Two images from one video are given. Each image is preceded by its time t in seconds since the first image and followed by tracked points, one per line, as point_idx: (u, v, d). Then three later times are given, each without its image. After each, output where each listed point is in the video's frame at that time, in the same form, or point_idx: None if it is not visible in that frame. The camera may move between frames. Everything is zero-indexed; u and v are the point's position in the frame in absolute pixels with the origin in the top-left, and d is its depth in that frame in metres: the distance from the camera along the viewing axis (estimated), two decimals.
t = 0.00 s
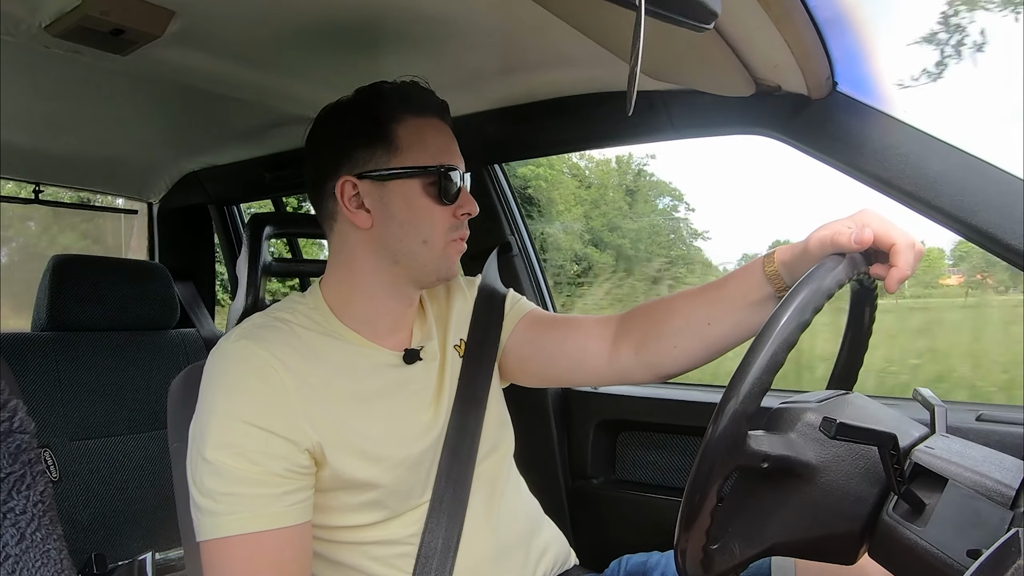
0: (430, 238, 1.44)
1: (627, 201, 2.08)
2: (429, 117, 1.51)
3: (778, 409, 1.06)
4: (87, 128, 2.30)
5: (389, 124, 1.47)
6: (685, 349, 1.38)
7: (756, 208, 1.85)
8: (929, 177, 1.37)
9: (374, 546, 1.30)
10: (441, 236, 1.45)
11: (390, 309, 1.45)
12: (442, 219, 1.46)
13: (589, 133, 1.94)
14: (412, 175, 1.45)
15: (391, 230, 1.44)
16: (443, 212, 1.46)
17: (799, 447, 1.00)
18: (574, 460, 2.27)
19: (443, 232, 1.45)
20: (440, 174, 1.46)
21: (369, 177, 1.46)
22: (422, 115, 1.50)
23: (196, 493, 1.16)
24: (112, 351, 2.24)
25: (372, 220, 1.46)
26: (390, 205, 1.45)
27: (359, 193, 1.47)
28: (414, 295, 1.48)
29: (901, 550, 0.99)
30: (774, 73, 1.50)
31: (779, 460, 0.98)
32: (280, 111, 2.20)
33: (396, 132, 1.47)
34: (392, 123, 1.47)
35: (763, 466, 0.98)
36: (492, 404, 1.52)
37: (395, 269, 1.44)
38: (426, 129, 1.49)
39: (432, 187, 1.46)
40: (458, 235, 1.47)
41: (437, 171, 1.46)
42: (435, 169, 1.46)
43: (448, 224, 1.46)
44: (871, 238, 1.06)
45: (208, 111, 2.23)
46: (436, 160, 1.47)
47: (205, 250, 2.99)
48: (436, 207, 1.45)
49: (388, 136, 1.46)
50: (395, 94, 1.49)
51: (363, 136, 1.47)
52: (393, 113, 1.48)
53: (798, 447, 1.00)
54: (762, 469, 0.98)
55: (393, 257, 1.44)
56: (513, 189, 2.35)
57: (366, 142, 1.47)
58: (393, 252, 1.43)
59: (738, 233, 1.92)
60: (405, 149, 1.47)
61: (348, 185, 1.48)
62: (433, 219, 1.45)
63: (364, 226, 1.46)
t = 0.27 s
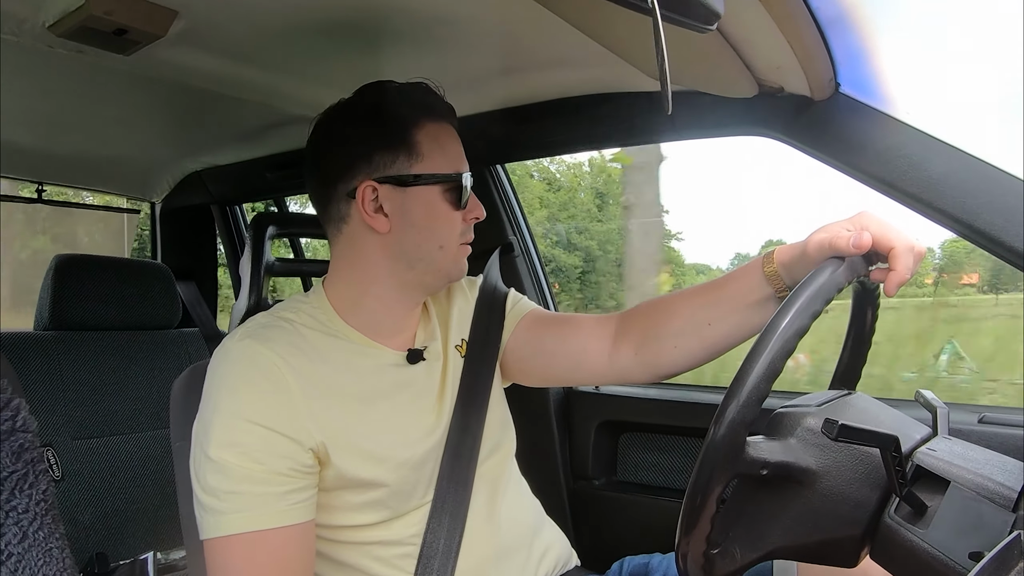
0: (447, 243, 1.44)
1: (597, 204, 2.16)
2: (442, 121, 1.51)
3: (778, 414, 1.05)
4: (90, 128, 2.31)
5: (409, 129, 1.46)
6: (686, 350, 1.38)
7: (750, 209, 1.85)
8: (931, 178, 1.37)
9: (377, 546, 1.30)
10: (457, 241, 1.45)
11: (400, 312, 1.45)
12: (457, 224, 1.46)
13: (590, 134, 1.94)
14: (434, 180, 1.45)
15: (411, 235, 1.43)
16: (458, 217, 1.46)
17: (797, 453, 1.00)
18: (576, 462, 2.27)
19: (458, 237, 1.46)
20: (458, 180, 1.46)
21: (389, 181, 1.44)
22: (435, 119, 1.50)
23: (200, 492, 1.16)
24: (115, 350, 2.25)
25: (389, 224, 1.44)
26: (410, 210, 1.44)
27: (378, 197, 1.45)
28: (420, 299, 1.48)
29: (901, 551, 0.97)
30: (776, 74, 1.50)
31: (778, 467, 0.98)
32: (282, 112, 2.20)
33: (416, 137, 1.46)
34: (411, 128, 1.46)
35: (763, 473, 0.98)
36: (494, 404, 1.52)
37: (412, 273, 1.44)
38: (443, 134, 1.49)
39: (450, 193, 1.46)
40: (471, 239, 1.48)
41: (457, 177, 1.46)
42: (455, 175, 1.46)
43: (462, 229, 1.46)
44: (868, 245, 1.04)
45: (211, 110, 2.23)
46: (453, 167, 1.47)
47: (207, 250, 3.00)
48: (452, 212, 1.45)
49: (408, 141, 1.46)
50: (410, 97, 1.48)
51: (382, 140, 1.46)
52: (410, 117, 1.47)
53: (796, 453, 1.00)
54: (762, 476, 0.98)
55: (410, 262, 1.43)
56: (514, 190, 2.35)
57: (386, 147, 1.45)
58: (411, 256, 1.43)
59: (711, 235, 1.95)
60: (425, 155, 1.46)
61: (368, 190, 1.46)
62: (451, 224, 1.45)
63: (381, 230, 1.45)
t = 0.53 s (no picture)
0: (423, 245, 1.42)
1: (568, 207, 2.21)
2: (426, 121, 1.48)
3: (778, 415, 1.06)
4: (93, 130, 2.31)
5: (381, 131, 1.46)
6: (689, 348, 1.37)
7: (741, 208, 1.84)
8: (935, 177, 1.37)
9: (383, 546, 1.30)
10: (434, 243, 1.42)
11: (392, 315, 1.44)
12: (435, 225, 1.42)
13: (592, 133, 1.94)
14: (403, 181, 1.43)
15: (385, 237, 1.43)
16: (435, 218, 1.42)
17: (798, 456, 1.00)
18: (579, 461, 2.27)
19: (435, 239, 1.42)
20: (430, 179, 1.42)
21: (359, 184, 1.46)
22: (416, 120, 1.47)
23: (208, 493, 1.16)
24: (118, 351, 2.26)
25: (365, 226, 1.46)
26: (383, 211, 1.44)
27: (353, 198, 1.48)
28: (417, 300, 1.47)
29: (909, 553, 0.97)
30: (778, 73, 1.50)
31: (779, 470, 0.99)
32: (284, 112, 2.20)
33: (388, 137, 1.46)
34: (384, 129, 1.46)
35: (763, 477, 0.98)
36: (499, 405, 1.51)
37: (391, 275, 1.43)
38: (419, 132, 1.46)
39: (422, 194, 1.43)
40: (453, 240, 1.44)
41: (426, 176, 1.42)
42: (426, 176, 1.42)
43: (442, 230, 1.43)
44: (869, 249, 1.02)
45: (214, 111, 2.24)
46: (427, 167, 1.44)
47: (210, 251, 3.00)
48: (428, 213, 1.42)
49: (379, 142, 1.46)
50: (388, 100, 1.48)
51: (358, 142, 1.48)
52: (387, 118, 1.46)
53: (797, 455, 1.00)
54: (762, 480, 0.98)
55: (388, 264, 1.43)
56: (517, 190, 2.35)
57: (358, 148, 1.48)
58: (387, 258, 1.43)
59: (683, 241, 1.97)
60: (395, 155, 1.45)
61: (341, 193, 1.50)
62: (426, 226, 1.42)
63: (358, 231, 1.47)
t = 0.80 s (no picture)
0: (415, 243, 1.41)
1: (544, 209, 2.31)
2: (419, 119, 1.48)
3: (782, 417, 1.03)
4: (96, 129, 2.31)
5: (373, 130, 1.47)
6: (690, 344, 1.38)
7: (737, 209, 1.88)
8: (939, 173, 1.37)
9: (388, 544, 1.30)
10: (426, 240, 1.42)
11: (389, 314, 1.44)
12: (428, 224, 1.42)
13: (593, 132, 1.94)
14: (394, 179, 1.44)
15: (378, 236, 1.43)
16: (428, 217, 1.42)
17: (799, 462, 0.99)
18: (582, 459, 2.27)
19: (427, 237, 1.42)
20: (420, 177, 1.42)
21: (354, 183, 1.47)
22: (409, 118, 1.48)
23: (214, 491, 1.17)
24: (123, 351, 2.26)
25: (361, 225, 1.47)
26: (376, 210, 1.45)
27: (349, 198, 1.50)
28: (417, 298, 1.47)
29: (914, 547, 0.96)
30: (781, 69, 1.50)
31: (779, 477, 0.98)
32: (287, 111, 2.20)
33: (380, 136, 1.46)
34: (376, 128, 1.47)
35: (763, 485, 0.97)
36: (502, 403, 1.51)
37: (385, 273, 1.43)
38: (410, 129, 1.46)
39: (413, 192, 1.43)
40: (445, 240, 1.43)
41: (416, 174, 1.43)
42: (413, 173, 1.43)
43: (435, 228, 1.42)
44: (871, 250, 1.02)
45: (216, 110, 2.24)
46: (417, 165, 1.44)
47: (214, 249, 3.01)
48: (420, 212, 1.42)
49: (372, 141, 1.47)
50: (382, 99, 1.48)
51: (352, 143, 1.49)
52: (380, 117, 1.47)
53: (798, 461, 0.99)
54: (763, 487, 0.97)
55: (382, 262, 1.43)
56: (520, 187, 2.35)
57: (352, 148, 1.49)
58: (381, 256, 1.43)
59: (670, 246, 2.03)
60: (388, 154, 1.46)
61: (338, 192, 1.52)
62: (419, 223, 1.42)
63: (354, 230, 1.49)
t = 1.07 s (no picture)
0: (372, 241, 1.40)
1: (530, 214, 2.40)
2: (385, 115, 1.46)
3: (781, 423, 1.06)
4: (101, 127, 2.31)
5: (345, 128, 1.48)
6: (684, 350, 1.36)
7: (725, 209, 1.85)
8: (945, 172, 1.36)
9: (394, 541, 1.30)
10: (381, 238, 1.40)
11: (377, 312, 1.43)
12: (384, 221, 1.40)
13: (597, 131, 1.94)
14: (353, 177, 1.43)
15: (348, 234, 1.45)
16: (384, 214, 1.40)
17: (799, 468, 1.00)
18: (586, 458, 2.27)
19: (382, 235, 1.40)
20: (374, 174, 1.40)
21: (330, 181, 1.49)
22: (374, 114, 1.46)
23: (220, 493, 1.17)
24: (128, 347, 2.26)
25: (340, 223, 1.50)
26: (346, 209, 1.46)
27: (332, 196, 1.52)
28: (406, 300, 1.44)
29: (916, 548, 0.96)
30: (786, 68, 1.50)
31: (779, 484, 0.98)
32: (291, 109, 2.21)
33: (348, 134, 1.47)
34: (347, 125, 1.48)
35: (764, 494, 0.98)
36: (507, 401, 1.52)
37: (355, 272, 1.44)
38: (372, 126, 1.45)
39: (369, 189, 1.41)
40: (401, 238, 1.40)
41: (368, 170, 1.40)
42: (365, 170, 1.41)
43: (390, 226, 1.40)
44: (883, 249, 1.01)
45: (221, 108, 2.24)
46: (376, 162, 1.43)
47: (219, 247, 3.02)
48: (376, 209, 1.40)
49: (343, 139, 1.48)
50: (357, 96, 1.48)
51: (333, 142, 1.52)
52: (349, 115, 1.48)
53: (798, 467, 1.00)
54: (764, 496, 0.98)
55: (353, 260, 1.44)
56: (525, 186, 2.35)
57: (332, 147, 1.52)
58: (352, 255, 1.44)
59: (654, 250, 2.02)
60: (355, 151, 1.46)
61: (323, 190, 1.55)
62: (375, 221, 1.40)
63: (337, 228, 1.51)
